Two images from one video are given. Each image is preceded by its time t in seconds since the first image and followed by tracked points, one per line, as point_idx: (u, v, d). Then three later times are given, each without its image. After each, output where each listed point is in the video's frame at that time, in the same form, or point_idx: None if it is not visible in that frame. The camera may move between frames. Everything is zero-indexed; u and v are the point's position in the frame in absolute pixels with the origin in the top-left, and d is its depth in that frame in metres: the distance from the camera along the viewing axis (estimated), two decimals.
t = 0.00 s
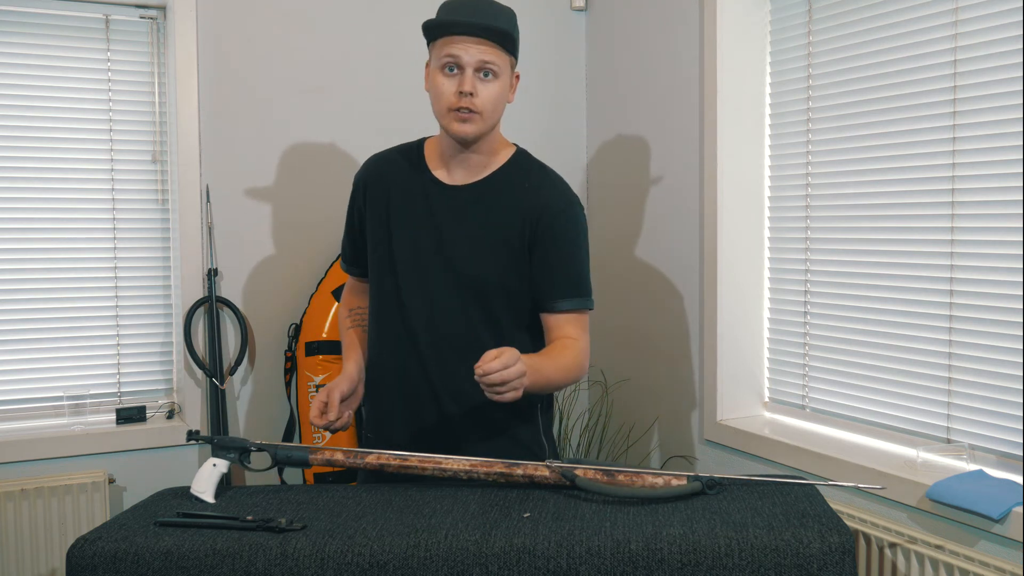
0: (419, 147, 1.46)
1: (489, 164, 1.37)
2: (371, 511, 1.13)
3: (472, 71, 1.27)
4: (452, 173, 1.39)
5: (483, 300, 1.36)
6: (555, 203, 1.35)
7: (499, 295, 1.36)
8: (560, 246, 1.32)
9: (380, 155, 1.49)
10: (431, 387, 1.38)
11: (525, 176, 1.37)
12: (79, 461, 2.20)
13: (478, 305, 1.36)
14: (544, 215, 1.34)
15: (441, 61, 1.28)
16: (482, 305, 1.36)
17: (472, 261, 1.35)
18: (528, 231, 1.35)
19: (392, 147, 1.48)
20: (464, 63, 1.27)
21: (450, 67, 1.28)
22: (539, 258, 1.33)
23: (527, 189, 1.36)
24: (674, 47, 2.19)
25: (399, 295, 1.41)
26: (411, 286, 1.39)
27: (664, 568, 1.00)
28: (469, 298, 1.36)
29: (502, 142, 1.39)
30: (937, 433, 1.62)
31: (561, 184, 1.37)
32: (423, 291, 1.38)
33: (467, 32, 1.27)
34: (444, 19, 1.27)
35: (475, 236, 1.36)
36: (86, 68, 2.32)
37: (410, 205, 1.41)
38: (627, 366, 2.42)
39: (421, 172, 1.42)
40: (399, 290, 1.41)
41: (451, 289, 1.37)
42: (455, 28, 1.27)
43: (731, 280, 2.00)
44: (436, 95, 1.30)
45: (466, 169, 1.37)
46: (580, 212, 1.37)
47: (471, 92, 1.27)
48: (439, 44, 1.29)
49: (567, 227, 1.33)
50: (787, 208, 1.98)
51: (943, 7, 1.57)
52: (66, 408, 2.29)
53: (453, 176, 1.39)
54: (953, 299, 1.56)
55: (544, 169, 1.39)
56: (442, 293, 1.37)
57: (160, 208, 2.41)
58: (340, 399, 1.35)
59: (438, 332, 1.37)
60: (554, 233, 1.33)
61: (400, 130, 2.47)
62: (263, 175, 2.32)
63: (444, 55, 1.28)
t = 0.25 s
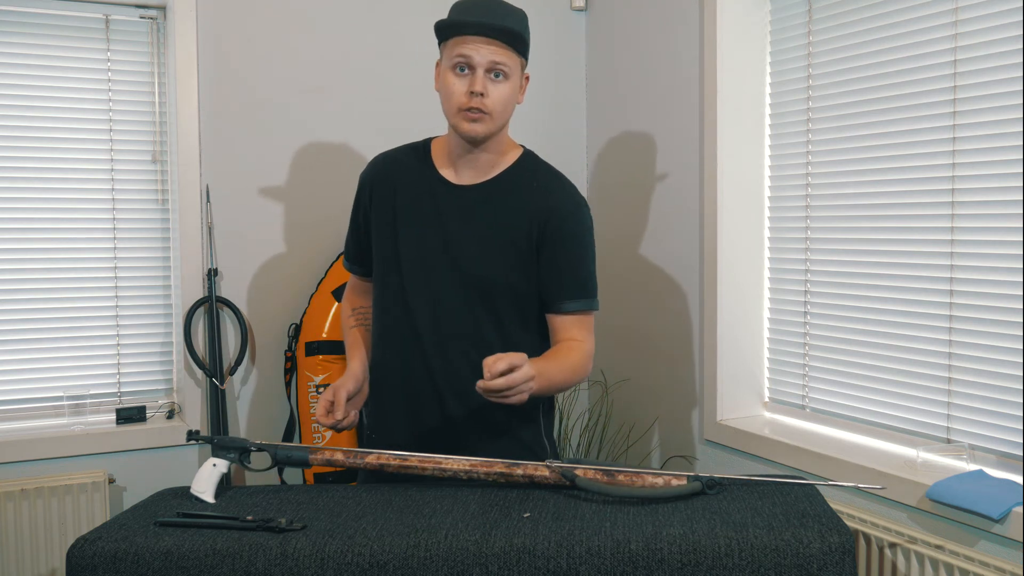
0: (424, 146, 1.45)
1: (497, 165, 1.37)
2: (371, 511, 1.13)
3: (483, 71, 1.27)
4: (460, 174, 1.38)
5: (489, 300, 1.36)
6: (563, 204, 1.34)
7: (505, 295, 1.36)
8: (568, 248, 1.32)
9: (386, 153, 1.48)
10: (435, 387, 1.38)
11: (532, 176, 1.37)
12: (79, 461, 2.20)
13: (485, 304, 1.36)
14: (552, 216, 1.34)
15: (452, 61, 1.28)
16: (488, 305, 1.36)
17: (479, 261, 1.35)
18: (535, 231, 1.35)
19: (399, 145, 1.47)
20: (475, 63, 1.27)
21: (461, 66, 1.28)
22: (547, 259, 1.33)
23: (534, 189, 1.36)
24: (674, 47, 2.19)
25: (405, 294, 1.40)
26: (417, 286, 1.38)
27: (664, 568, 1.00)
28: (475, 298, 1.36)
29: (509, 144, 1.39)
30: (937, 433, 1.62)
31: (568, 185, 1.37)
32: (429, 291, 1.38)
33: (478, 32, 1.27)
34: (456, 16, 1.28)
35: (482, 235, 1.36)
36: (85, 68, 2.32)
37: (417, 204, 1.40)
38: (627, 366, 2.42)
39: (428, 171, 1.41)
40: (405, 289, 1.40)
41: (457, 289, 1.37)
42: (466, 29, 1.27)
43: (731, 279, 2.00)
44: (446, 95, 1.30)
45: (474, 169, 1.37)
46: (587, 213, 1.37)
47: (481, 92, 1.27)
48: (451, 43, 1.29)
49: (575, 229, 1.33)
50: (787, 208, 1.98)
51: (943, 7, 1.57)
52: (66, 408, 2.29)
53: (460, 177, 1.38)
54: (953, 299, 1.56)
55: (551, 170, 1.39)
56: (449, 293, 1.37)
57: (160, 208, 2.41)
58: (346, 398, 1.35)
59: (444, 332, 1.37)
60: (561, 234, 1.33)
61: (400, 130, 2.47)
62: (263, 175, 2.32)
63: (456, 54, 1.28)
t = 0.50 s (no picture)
0: (428, 145, 1.45)
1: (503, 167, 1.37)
2: (371, 511, 1.13)
3: (492, 78, 1.26)
4: (465, 175, 1.38)
5: (493, 300, 1.36)
6: (567, 204, 1.35)
7: (510, 295, 1.36)
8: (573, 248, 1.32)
9: (390, 153, 1.48)
10: (439, 387, 1.38)
11: (537, 177, 1.37)
12: (79, 461, 2.20)
13: (489, 305, 1.36)
14: (557, 217, 1.34)
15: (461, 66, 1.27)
16: (492, 305, 1.36)
17: (484, 261, 1.35)
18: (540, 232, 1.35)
19: (403, 145, 1.47)
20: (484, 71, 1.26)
21: (470, 73, 1.26)
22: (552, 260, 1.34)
23: (539, 190, 1.36)
24: (674, 47, 2.19)
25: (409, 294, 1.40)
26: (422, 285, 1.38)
27: (664, 568, 1.00)
28: (480, 298, 1.36)
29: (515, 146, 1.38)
30: (937, 433, 1.62)
31: (573, 187, 1.37)
32: (434, 290, 1.37)
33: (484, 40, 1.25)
34: (462, 28, 1.26)
35: (487, 235, 1.36)
36: (85, 68, 2.32)
37: (422, 203, 1.40)
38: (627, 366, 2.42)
39: (433, 171, 1.41)
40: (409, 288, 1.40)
41: (461, 288, 1.37)
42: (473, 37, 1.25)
43: (731, 279, 2.00)
44: (454, 100, 1.29)
45: (479, 171, 1.37)
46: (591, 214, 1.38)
47: (490, 100, 1.26)
48: (459, 49, 1.27)
49: (580, 231, 1.34)
50: (787, 208, 1.98)
51: (943, 7, 1.57)
52: (66, 408, 2.29)
53: (466, 177, 1.38)
54: (953, 299, 1.56)
55: (556, 171, 1.39)
56: (453, 293, 1.37)
57: (160, 208, 2.41)
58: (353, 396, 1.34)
59: (449, 332, 1.36)
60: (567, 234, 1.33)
61: (400, 130, 2.47)
62: (263, 175, 2.32)
63: (464, 60, 1.26)
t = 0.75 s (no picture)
0: (432, 145, 1.45)
1: (508, 169, 1.37)
2: (371, 511, 1.13)
3: (499, 88, 1.24)
4: (470, 177, 1.38)
5: (496, 300, 1.36)
6: (570, 204, 1.35)
7: (513, 295, 1.36)
8: (576, 247, 1.32)
9: (393, 153, 1.48)
10: (442, 387, 1.38)
11: (540, 177, 1.37)
12: (79, 461, 2.20)
13: (493, 305, 1.36)
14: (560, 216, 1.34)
15: (468, 76, 1.25)
16: (495, 305, 1.36)
17: (486, 261, 1.35)
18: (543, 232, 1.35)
19: (406, 145, 1.47)
20: (491, 81, 1.24)
21: (475, 84, 1.25)
22: (555, 260, 1.34)
23: (542, 190, 1.36)
24: (674, 47, 2.19)
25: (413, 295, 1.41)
26: (425, 286, 1.38)
27: (664, 568, 1.00)
28: (483, 298, 1.36)
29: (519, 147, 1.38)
30: (937, 433, 1.62)
31: (576, 186, 1.37)
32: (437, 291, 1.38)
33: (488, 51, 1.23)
34: (465, 42, 1.24)
35: (490, 236, 1.36)
36: (85, 68, 2.32)
37: (425, 204, 1.40)
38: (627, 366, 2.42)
39: (435, 172, 1.41)
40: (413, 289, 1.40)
41: (464, 289, 1.37)
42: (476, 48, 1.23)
43: (731, 279, 2.00)
44: (461, 109, 1.28)
45: (485, 174, 1.37)
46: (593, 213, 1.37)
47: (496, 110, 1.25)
48: (462, 62, 1.25)
49: (583, 230, 1.33)
50: (787, 208, 1.98)
51: (943, 7, 1.57)
52: (66, 408, 2.29)
53: (471, 180, 1.38)
54: (953, 299, 1.56)
55: (559, 170, 1.39)
56: (456, 294, 1.37)
57: (160, 208, 2.41)
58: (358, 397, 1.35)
59: (452, 332, 1.37)
60: (570, 233, 1.33)
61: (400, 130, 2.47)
62: (263, 176, 2.32)
63: (471, 69, 1.24)
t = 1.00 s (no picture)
0: (433, 146, 1.45)
1: (507, 170, 1.37)
2: (371, 511, 1.13)
3: (497, 89, 1.24)
4: (469, 178, 1.38)
5: (496, 300, 1.36)
6: (570, 204, 1.34)
7: (513, 295, 1.36)
8: (576, 247, 1.32)
9: (394, 154, 1.48)
10: (442, 387, 1.38)
11: (540, 177, 1.37)
12: (79, 460, 2.20)
13: (492, 305, 1.36)
14: (560, 216, 1.34)
15: (466, 77, 1.25)
16: (495, 305, 1.36)
17: (486, 262, 1.35)
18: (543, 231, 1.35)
19: (407, 146, 1.47)
20: (489, 82, 1.24)
21: (474, 85, 1.25)
22: (555, 260, 1.33)
23: (542, 190, 1.36)
24: (674, 47, 2.19)
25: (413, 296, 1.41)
26: (425, 287, 1.38)
27: (664, 568, 1.00)
28: (483, 298, 1.36)
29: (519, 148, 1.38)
30: (937, 433, 1.62)
31: (576, 186, 1.37)
32: (437, 291, 1.38)
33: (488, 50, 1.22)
34: (465, 43, 1.23)
35: (490, 236, 1.36)
36: (85, 67, 2.32)
37: (425, 204, 1.40)
38: (627, 366, 2.42)
39: (436, 172, 1.41)
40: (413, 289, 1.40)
41: (464, 289, 1.37)
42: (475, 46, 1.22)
43: (731, 279, 2.00)
44: (459, 110, 1.28)
45: (484, 175, 1.37)
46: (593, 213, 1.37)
47: (495, 111, 1.25)
48: (462, 62, 1.24)
49: (583, 230, 1.33)
50: (787, 208, 1.98)
51: (943, 7, 1.57)
52: (66, 408, 2.29)
53: (470, 180, 1.38)
54: (953, 299, 1.56)
55: (559, 171, 1.39)
56: (456, 294, 1.37)
57: (160, 208, 2.41)
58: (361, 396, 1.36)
59: (452, 332, 1.37)
60: (570, 233, 1.33)
61: (400, 130, 2.47)
62: (263, 176, 2.32)
63: (469, 71, 1.24)
